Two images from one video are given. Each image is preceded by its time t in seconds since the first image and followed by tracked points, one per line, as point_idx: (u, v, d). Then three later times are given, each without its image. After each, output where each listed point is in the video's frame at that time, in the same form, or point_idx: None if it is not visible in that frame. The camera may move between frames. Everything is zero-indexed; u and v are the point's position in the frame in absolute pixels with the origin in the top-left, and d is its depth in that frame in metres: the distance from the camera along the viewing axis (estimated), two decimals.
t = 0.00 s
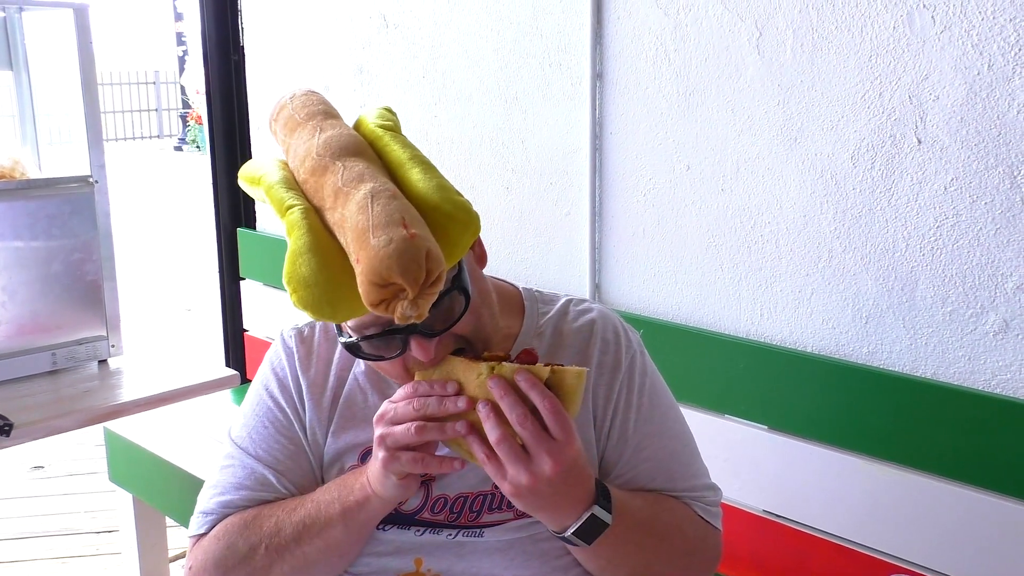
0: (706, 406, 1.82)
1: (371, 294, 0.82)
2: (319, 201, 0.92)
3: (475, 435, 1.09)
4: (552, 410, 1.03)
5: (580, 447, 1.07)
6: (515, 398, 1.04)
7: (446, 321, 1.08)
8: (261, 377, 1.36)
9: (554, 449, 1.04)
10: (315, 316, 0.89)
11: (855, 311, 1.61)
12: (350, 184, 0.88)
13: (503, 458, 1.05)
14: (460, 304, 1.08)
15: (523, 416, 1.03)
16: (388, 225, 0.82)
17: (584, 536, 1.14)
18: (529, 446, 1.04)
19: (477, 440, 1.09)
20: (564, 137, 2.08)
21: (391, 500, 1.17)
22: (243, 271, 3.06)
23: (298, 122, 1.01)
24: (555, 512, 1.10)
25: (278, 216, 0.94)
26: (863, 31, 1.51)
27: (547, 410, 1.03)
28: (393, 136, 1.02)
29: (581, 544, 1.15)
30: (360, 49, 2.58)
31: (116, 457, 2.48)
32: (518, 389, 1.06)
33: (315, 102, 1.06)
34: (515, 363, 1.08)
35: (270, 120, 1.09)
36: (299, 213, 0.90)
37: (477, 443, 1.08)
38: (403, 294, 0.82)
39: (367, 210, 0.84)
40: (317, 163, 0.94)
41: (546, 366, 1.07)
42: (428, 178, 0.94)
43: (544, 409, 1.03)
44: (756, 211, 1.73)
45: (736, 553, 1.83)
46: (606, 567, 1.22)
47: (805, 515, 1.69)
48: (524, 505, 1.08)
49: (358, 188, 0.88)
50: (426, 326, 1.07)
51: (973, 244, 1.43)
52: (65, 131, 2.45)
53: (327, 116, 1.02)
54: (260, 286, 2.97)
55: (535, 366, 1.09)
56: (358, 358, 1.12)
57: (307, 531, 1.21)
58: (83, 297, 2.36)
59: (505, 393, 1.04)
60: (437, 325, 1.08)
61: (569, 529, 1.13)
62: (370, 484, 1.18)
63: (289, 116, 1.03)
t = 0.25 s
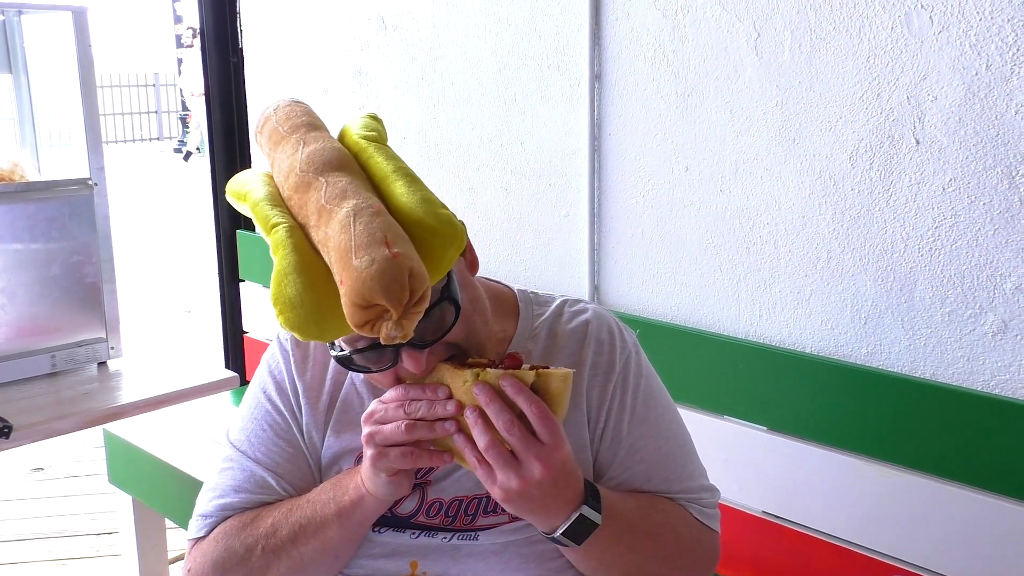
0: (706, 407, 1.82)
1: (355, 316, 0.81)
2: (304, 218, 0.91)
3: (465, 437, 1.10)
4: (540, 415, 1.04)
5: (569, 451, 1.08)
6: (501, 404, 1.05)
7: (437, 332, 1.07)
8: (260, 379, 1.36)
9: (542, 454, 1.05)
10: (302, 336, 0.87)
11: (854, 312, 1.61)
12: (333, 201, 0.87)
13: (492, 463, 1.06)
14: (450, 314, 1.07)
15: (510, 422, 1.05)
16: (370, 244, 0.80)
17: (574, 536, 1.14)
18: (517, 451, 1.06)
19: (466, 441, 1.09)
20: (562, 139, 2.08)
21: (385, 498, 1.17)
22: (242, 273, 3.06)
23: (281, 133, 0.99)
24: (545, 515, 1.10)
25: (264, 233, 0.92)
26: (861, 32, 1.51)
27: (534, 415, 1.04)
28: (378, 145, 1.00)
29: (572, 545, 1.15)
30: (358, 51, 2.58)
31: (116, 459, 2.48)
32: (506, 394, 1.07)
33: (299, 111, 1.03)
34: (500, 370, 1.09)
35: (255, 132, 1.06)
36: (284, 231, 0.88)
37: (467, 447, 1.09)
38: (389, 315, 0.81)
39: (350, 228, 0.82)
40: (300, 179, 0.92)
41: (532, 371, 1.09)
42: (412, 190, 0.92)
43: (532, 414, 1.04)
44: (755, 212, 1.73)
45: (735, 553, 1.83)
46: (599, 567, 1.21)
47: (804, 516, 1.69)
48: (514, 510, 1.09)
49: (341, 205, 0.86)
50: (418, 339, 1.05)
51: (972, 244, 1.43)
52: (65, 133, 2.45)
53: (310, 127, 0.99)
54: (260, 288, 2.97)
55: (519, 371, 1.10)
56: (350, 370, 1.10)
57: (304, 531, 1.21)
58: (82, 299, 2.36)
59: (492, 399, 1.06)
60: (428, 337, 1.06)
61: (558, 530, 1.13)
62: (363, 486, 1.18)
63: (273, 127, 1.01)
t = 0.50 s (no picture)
0: (704, 409, 1.82)
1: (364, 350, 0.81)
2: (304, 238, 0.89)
3: (459, 445, 1.08)
4: (533, 421, 1.04)
5: (563, 457, 1.08)
6: (494, 412, 1.04)
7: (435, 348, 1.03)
8: (254, 383, 1.35)
9: (536, 460, 1.05)
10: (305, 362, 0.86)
11: (852, 314, 1.60)
12: (335, 225, 0.85)
13: (487, 470, 1.05)
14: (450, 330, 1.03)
15: (503, 429, 1.03)
16: (378, 277, 0.80)
17: (567, 541, 1.13)
18: (511, 458, 1.05)
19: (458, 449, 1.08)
20: (560, 141, 2.08)
21: (376, 506, 1.17)
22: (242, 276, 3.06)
23: (273, 141, 0.95)
24: (540, 520, 1.09)
25: (260, 250, 0.89)
26: (858, 33, 1.51)
27: (527, 421, 1.04)
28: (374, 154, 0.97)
29: (565, 550, 1.15)
30: (356, 54, 2.58)
31: (115, 462, 2.48)
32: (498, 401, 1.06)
33: (289, 113, 0.99)
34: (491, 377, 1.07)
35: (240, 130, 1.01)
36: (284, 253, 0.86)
37: (461, 456, 1.07)
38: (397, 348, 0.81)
39: (355, 257, 0.81)
40: (299, 195, 0.89)
41: (524, 377, 1.07)
42: (414, 210, 0.91)
43: (525, 421, 1.03)
44: (753, 213, 1.72)
45: (735, 556, 1.82)
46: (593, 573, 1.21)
47: (804, 518, 1.69)
48: (508, 516, 1.08)
49: (344, 230, 0.85)
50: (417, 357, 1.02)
51: (970, 245, 1.42)
52: (64, 137, 2.45)
53: (303, 134, 0.96)
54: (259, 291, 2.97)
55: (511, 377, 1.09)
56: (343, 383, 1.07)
57: (296, 539, 1.21)
58: (80, 303, 2.36)
59: (485, 407, 1.04)
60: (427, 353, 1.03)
61: (553, 534, 1.12)
62: (356, 494, 1.17)
63: (262, 131, 0.97)
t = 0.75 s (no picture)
0: (705, 412, 1.81)
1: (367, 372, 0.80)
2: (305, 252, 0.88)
3: (456, 453, 1.07)
4: (530, 429, 1.02)
5: (560, 463, 1.07)
6: (490, 419, 1.02)
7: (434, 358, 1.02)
8: (248, 387, 1.35)
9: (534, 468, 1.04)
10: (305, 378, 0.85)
11: (853, 315, 1.59)
12: (338, 241, 0.85)
13: (485, 479, 1.04)
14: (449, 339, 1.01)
15: (500, 437, 1.02)
16: (382, 298, 0.79)
17: (566, 547, 1.12)
18: (508, 466, 1.04)
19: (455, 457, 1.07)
20: (560, 142, 2.07)
21: (371, 514, 1.16)
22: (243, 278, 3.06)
23: (273, 147, 0.94)
24: (538, 527, 1.09)
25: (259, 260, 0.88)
26: (858, 33, 1.50)
27: (524, 428, 1.02)
28: (376, 164, 0.96)
29: (564, 556, 1.14)
30: (356, 55, 2.58)
31: (115, 464, 2.48)
32: (495, 409, 1.04)
33: (289, 116, 0.97)
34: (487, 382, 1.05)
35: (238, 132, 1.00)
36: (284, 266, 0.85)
37: (458, 463, 1.06)
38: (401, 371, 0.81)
39: (358, 275, 0.81)
40: (300, 207, 0.88)
41: (521, 384, 1.06)
42: (417, 225, 0.90)
43: (522, 428, 1.02)
44: (753, 214, 1.72)
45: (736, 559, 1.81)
46: None
47: (805, 521, 1.68)
48: (506, 523, 1.07)
49: (348, 248, 0.84)
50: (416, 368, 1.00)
51: (972, 246, 1.41)
52: (63, 139, 2.45)
53: (303, 140, 0.95)
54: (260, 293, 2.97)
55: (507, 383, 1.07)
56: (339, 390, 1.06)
57: (289, 547, 1.20)
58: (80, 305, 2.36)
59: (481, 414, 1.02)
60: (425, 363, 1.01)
61: (551, 541, 1.12)
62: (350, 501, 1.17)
63: (261, 136, 0.95)
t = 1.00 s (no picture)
0: (708, 414, 1.80)
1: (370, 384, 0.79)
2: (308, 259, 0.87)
3: (457, 462, 1.07)
4: (534, 442, 1.02)
5: (563, 475, 1.06)
6: (494, 433, 1.02)
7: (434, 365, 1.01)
8: (247, 389, 1.34)
9: (537, 481, 1.03)
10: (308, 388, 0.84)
11: (857, 317, 1.58)
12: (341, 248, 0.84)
13: (487, 491, 1.03)
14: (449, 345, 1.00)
15: (503, 450, 1.02)
16: (386, 309, 0.78)
17: (566, 557, 1.12)
18: (510, 479, 1.03)
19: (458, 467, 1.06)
20: (563, 142, 2.06)
21: (370, 521, 1.16)
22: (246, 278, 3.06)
23: (274, 148, 0.93)
24: (540, 538, 1.08)
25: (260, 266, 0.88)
26: (863, 33, 1.49)
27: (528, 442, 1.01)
28: (379, 169, 0.95)
29: (565, 565, 1.14)
30: (359, 55, 2.58)
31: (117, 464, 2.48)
32: (498, 421, 1.03)
33: (290, 116, 0.97)
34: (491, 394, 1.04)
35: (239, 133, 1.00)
36: (286, 273, 0.85)
37: (461, 474, 1.06)
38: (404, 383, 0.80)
39: (362, 286, 0.80)
40: (303, 213, 0.88)
41: (525, 396, 1.05)
42: (420, 232, 0.89)
43: (526, 442, 1.01)
44: (756, 216, 1.71)
45: (739, 563, 1.80)
46: None
47: (807, 525, 1.67)
48: (508, 535, 1.07)
49: (351, 256, 0.83)
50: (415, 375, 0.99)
51: (977, 248, 1.40)
52: (65, 138, 2.45)
53: (305, 143, 0.94)
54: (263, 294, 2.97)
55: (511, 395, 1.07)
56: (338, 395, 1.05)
57: (286, 551, 1.20)
58: (81, 305, 2.36)
59: (485, 427, 1.02)
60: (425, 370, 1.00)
61: (552, 550, 1.11)
62: (349, 506, 1.16)
63: (263, 139, 0.94)
